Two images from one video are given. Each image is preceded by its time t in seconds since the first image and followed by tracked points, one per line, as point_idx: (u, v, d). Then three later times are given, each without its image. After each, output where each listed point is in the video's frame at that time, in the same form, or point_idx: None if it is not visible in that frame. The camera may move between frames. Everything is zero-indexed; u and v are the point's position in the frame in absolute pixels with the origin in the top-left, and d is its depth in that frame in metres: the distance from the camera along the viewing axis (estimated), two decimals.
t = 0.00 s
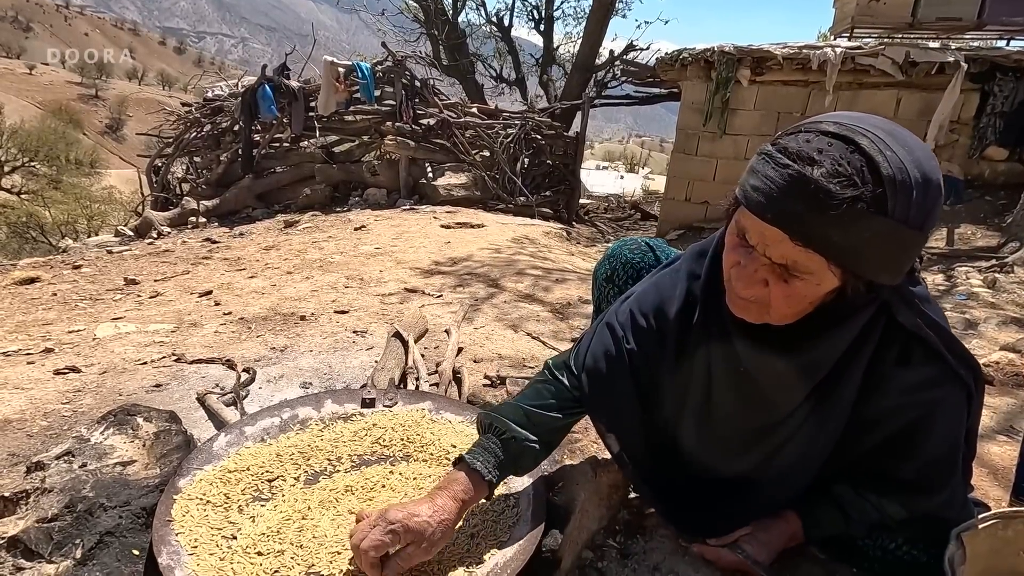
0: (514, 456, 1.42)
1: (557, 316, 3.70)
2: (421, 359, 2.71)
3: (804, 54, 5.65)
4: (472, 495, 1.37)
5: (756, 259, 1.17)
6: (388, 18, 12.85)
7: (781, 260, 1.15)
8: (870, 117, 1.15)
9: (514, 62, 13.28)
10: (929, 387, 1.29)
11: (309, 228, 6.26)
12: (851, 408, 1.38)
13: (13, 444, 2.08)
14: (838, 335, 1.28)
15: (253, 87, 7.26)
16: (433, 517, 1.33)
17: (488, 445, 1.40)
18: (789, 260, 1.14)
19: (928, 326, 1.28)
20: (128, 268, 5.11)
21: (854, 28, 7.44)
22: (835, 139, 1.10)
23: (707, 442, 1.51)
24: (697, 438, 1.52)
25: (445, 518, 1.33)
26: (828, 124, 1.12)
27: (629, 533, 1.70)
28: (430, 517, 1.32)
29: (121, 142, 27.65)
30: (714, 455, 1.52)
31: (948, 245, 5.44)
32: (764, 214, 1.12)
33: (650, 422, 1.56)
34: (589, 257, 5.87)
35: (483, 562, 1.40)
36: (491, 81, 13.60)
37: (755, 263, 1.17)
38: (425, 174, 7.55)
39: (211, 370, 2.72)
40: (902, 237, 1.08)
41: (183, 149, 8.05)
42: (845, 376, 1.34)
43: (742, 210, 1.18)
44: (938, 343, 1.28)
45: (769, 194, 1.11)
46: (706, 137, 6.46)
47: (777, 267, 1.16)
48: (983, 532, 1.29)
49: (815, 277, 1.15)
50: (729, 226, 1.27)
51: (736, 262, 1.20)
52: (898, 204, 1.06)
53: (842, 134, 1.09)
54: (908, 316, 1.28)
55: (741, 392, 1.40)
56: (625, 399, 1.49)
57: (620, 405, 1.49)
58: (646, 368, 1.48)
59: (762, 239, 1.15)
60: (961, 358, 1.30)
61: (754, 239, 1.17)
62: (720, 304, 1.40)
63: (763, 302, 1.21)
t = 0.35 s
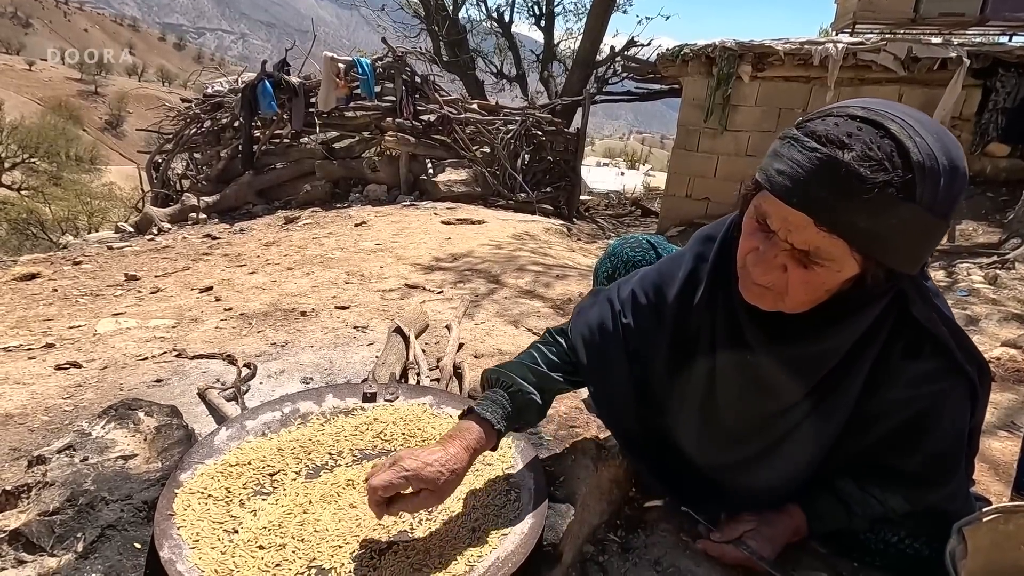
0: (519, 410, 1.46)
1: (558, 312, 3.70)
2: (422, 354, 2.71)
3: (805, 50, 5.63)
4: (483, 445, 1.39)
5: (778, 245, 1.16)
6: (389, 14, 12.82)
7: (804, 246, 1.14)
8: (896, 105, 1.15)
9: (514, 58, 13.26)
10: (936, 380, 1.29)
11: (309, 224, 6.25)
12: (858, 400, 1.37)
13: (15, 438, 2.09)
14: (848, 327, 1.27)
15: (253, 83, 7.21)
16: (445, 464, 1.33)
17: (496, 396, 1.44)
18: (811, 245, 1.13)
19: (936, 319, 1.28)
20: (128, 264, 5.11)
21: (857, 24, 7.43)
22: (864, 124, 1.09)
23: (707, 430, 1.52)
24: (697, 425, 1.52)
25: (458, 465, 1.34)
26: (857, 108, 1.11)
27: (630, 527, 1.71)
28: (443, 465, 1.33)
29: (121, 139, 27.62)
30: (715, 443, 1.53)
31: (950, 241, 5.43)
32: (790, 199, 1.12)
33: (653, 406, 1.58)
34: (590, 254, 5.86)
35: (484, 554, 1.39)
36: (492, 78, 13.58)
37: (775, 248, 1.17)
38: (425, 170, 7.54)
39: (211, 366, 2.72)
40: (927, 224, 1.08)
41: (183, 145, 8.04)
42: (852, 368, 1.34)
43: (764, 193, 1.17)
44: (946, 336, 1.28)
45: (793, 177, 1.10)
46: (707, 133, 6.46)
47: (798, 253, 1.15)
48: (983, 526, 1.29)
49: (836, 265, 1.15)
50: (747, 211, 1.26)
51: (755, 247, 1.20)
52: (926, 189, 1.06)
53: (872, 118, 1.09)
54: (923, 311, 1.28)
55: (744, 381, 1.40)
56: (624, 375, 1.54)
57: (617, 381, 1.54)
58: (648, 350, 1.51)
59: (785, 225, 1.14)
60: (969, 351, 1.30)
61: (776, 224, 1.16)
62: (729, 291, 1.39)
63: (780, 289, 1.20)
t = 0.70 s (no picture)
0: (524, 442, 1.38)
1: (558, 309, 3.70)
2: (422, 351, 2.70)
3: (807, 47, 5.62)
4: (482, 479, 1.32)
5: (788, 257, 1.16)
6: (388, 11, 12.78)
7: (814, 258, 1.14)
8: (903, 111, 1.14)
9: (514, 55, 13.24)
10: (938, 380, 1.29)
11: (309, 221, 6.24)
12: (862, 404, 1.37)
13: (16, 435, 2.09)
14: (855, 333, 1.27)
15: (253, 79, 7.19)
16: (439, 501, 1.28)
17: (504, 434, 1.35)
18: (822, 257, 1.13)
19: (942, 320, 1.26)
20: (128, 262, 5.10)
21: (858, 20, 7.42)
22: (875, 133, 1.08)
23: (713, 437, 1.51)
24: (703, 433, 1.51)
25: (453, 504, 1.28)
26: (867, 117, 1.10)
27: (630, 523, 1.71)
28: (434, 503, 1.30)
29: (119, 136, 27.60)
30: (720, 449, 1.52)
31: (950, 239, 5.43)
32: (801, 212, 1.11)
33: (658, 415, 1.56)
34: (590, 251, 5.86)
35: (485, 551, 1.39)
36: (492, 75, 13.55)
37: (785, 260, 1.17)
38: (425, 168, 7.53)
39: (211, 363, 2.72)
40: (938, 235, 1.08)
41: (183, 142, 8.02)
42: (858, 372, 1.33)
43: (773, 208, 1.17)
44: (950, 339, 1.27)
45: (806, 188, 1.09)
46: (708, 130, 6.45)
47: (808, 264, 1.16)
48: (984, 522, 1.29)
49: (847, 276, 1.15)
50: (753, 220, 1.26)
51: (765, 259, 1.19)
52: (940, 200, 1.06)
53: (882, 128, 1.08)
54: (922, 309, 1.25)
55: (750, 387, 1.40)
56: (633, 389, 1.50)
57: (628, 397, 1.49)
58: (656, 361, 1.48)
59: (796, 238, 1.14)
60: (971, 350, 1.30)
61: (786, 237, 1.15)
62: (733, 298, 1.38)
63: (789, 298, 1.20)
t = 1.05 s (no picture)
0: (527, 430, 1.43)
1: (557, 308, 3.70)
2: (421, 350, 2.70)
3: (805, 46, 5.63)
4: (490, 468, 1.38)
5: (784, 252, 1.17)
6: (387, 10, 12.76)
7: (809, 253, 1.14)
8: (909, 109, 1.12)
9: (513, 54, 13.23)
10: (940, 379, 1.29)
11: (308, 220, 6.24)
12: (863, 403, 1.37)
13: (14, 433, 2.08)
14: (855, 330, 1.26)
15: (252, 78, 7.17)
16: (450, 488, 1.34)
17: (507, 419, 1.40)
18: (818, 253, 1.14)
19: (945, 319, 1.25)
20: (126, 260, 5.10)
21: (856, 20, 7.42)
22: (877, 130, 1.07)
23: (713, 437, 1.50)
24: (702, 434, 1.50)
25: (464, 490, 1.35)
26: (870, 115, 1.10)
27: (629, 522, 1.71)
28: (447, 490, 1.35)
29: (117, 135, 27.54)
30: (719, 450, 1.51)
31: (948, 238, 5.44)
32: (797, 206, 1.11)
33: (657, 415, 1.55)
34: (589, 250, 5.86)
35: (484, 549, 1.40)
36: (490, 74, 13.54)
37: (781, 255, 1.17)
38: (424, 167, 7.53)
39: (210, 361, 2.72)
40: (935, 238, 1.07)
41: (181, 141, 8.01)
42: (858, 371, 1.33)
43: (771, 202, 1.18)
44: (952, 340, 1.27)
45: (803, 185, 1.09)
46: (706, 129, 6.45)
47: (803, 259, 1.16)
48: (981, 520, 1.30)
49: (844, 273, 1.15)
50: (754, 214, 1.26)
51: (762, 253, 1.20)
52: (939, 201, 1.04)
53: (885, 126, 1.07)
54: (925, 309, 1.24)
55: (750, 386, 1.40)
56: (629, 386, 1.49)
57: (627, 393, 1.49)
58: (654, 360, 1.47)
59: (793, 232, 1.14)
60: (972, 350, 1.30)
61: (783, 231, 1.16)
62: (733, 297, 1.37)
63: (785, 293, 1.21)
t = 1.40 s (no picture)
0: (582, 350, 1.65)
1: (555, 308, 3.71)
2: (419, 350, 2.70)
3: (802, 46, 5.62)
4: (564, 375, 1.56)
5: (785, 210, 1.25)
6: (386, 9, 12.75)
7: (808, 211, 1.22)
8: (912, 84, 1.21)
9: (511, 54, 13.24)
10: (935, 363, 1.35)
11: (306, 220, 6.23)
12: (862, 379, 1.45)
13: (10, 434, 2.08)
14: (850, 295, 1.36)
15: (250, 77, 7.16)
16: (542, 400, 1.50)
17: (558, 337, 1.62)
18: (815, 211, 1.22)
19: (945, 301, 1.32)
20: (123, 260, 5.09)
21: (854, 20, 7.43)
22: (875, 98, 1.17)
23: (715, 399, 1.60)
24: (702, 391, 1.62)
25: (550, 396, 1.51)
26: (872, 85, 1.20)
27: (626, 523, 1.71)
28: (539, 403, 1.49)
29: (115, 134, 27.51)
30: (716, 410, 1.61)
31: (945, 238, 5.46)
32: (797, 164, 1.20)
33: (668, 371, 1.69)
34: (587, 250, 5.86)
35: (481, 550, 1.39)
36: (489, 73, 13.54)
37: (782, 214, 1.26)
38: (422, 166, 7.53)
39: (208, 362, 2.72)
40: (928, 197, 1.14)
41: (179, 140, 8.00)
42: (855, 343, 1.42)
43: (779, 162, 1.25)
44: (951, 324, 1.33)
45: (801, 146, 1.20)
46: (704, 129, 6.46)
47: (803, 218, 1.24)
48: (976, 520, 1.31)
49: (838, 232, 1.23)
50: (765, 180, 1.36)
51: (765, 213, 1.29)
52: (928, 162, 1.12)
53: (883, 93, 1.16)
54: (923, 283, 1.32)
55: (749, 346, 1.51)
56: (636, 331, 1.68)
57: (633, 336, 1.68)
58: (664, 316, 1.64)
59: (793, 191, 1.23)
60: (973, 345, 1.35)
61: (784, 190, 1.25)
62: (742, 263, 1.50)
63: (786, 254, 1.29)
